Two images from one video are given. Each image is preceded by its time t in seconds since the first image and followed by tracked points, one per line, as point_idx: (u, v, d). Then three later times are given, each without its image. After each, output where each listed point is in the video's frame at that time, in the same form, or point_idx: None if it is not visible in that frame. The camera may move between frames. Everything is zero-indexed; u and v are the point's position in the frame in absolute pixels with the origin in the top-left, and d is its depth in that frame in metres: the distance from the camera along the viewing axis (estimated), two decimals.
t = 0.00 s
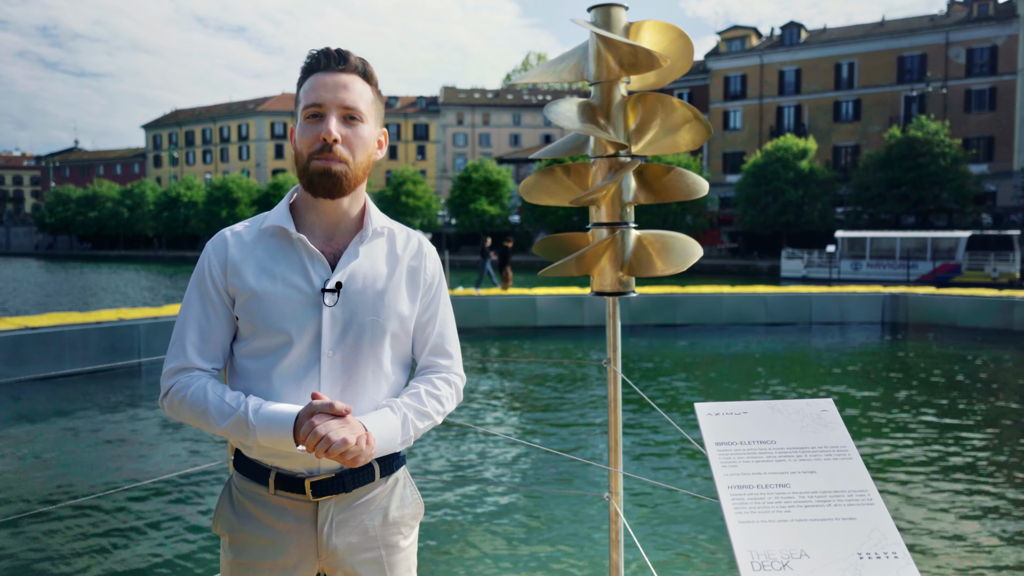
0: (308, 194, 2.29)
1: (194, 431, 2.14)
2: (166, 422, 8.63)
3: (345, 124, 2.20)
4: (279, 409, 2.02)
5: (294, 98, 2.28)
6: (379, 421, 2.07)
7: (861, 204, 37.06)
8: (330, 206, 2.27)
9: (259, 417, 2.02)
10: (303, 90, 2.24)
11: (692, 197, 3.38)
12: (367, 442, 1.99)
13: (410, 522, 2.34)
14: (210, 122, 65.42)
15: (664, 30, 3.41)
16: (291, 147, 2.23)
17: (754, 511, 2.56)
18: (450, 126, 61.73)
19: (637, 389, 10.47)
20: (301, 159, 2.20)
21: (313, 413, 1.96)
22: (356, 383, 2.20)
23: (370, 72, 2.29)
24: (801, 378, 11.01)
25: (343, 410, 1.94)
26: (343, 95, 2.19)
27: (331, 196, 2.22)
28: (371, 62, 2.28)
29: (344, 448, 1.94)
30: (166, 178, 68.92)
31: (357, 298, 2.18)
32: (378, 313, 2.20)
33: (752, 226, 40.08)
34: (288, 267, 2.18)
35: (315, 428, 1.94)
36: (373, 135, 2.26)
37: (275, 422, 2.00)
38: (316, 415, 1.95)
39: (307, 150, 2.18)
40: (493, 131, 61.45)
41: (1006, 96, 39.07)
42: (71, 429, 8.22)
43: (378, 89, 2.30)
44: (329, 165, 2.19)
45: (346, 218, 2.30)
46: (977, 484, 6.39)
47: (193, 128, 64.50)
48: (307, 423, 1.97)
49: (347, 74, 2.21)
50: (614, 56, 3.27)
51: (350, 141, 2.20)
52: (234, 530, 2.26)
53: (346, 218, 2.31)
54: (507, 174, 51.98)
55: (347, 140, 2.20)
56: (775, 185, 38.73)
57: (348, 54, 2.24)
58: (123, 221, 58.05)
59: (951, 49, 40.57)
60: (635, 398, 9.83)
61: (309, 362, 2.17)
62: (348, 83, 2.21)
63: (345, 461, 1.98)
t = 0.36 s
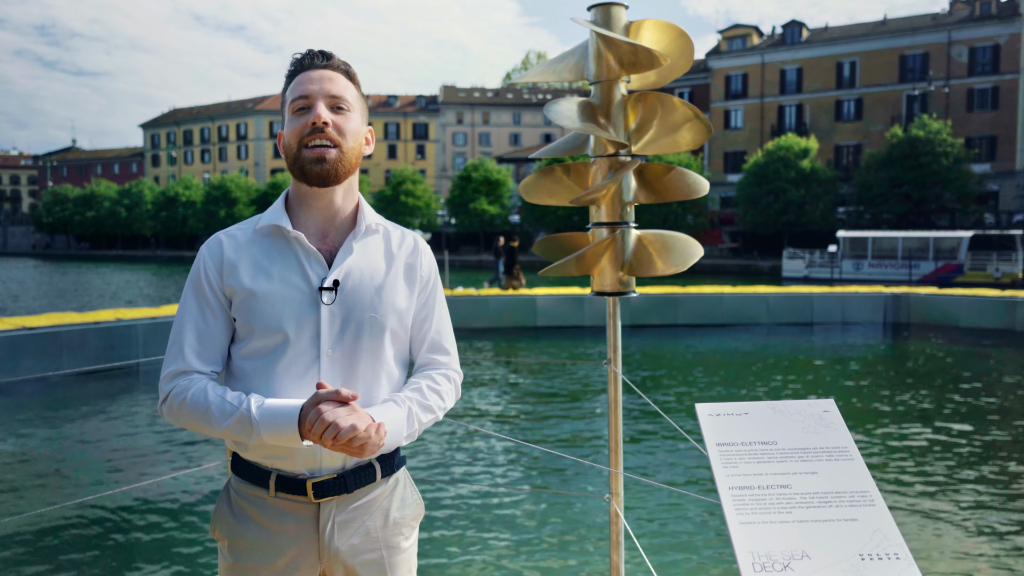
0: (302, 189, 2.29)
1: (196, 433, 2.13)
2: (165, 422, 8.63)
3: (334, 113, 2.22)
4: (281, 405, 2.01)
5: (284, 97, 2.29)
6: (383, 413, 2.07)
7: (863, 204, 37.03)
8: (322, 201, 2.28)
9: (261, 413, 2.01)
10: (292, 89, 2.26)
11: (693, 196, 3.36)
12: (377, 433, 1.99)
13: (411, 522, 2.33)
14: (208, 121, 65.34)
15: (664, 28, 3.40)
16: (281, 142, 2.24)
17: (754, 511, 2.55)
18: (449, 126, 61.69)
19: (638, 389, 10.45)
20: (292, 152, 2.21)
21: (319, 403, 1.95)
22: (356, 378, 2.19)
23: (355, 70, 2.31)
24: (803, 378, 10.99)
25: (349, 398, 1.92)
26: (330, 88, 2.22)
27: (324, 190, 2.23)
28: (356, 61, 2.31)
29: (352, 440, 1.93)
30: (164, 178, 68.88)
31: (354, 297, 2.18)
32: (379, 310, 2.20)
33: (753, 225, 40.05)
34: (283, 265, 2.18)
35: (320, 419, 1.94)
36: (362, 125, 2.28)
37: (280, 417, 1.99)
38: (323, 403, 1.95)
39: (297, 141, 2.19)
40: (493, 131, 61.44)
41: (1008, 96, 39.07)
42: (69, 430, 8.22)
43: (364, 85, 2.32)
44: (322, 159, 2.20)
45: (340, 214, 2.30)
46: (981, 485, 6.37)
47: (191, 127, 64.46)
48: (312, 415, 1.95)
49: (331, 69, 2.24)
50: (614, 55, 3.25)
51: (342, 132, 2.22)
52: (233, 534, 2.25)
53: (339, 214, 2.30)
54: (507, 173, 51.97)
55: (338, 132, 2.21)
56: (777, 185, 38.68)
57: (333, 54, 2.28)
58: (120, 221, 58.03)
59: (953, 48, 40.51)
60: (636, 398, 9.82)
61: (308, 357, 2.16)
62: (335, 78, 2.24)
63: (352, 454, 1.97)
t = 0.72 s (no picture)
0: (303, 192, 2.33)
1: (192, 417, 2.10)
2: (165, 422, 8.63)
3: (344, 121, 2.26)
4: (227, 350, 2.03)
5: (292, 95, 2.31)
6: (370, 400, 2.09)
7: (865, 203, 37.00)
8: (324, 203, 2.31)
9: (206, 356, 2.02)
10: (301, 88, 2.28)
11: (694, 196, 3.35)
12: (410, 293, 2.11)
13: (406, 521, 2.32)
14: (206, 120, 65.18)
15: (666, 26, 3.39)
16: (288, 143, 2.27)
17: (757, 513, 2.53)
18: (449, 125, 61.58)
19: (640, 390, 10.44)
20: (300, 156, 2.24)
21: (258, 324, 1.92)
22: (353, 371, 2.21)
23: (366, 76, 2.35)
24: (804, 378, 10.99)
25: (306, 316, 1.91)
26: (343, 94, 2.25)
27: (328, 192, 2.26)
28: (369, 68, 2.35)
29: (406, 319, 2.07)
30: (162, 177, 68.74)
31: (350, 297, 2.22)
32: (373, 309, 2.24)
33: (755, 225, 40.01)
34: (280, 264, 2.20)
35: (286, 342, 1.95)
36: (368, 134, 2.31)
37: (236, 361, 1.95)
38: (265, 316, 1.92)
39: (308, 146, 2.22)
40: (493, 130, 61.38)
41: (1011, 95, 39.01)
42: (69, 430, 8.22)
43: (375, 92, 2.36)
44: (328, 166, 2.22)
45: (339, 216, 2.33)
46: (984, 486, 6.36)
47: (190, 126, 64.33)
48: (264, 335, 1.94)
49: (347, 75, 2.27)
50: (615, 54, 3.22)
51: (347, 142, 2.24)
52: (228, 534, 2.23)
53: (339, 217, 2.34)
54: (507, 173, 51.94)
55: (344, 137, 2.24)
56: (778, 184, 38.64)
57: (348, 58, 2.31)
58: (118, 220, 57.90)
59: (956, 46, 40.44)
60: (638, 399, 9.81)
61: (301, 352, 2.18)
62: (347, 83, 2.27)
63: (392, 353, 2.10)
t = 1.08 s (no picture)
0: (305, 192, 2.32)
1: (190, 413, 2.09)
2: (164, 423, 8.61)
3: (350, 125, 2.24)
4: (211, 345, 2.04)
5: (299, 94, 2.30)
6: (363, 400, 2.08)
7: (868, 203, 36.98)
8: (325, 203, 2.29)
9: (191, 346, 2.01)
10: (308, 89, 2.26)
11: (695, 196, 3.33)
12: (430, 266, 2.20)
13: (405, 521, 2.32)
14: (204, 119, 65.16)
15: (667, 26, 3.38)
16: (291, 144, 2.25)
17: (759, 515, 2.52)
18: (449, 124, 61.55)
19: (642, 391, 10.43)
20: (302, 159, 2.23)
21: (234, 301, 1.94)
22: (352, 369, 2.19)
23: (377, 77, 2.33)
24: (805, 378, 10.98)
25: (290, 296, 1.97)
26: (349, 96, 2.23)
27: (328, 195, 2.24)
28: (380, 68, 2.33)
29: (426, 307, 2.14)
30: (160, 176, 68.70)
31: (350, 298, 2.21)
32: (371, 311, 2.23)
33: (756, 224, 39.97)
34: (281, 264, 2.21)
35: (272, 319, 1.99)
36: (374, 138, 2.29)
37: (222, 340, 1.96)
38: (245, 290, 1.97)
39: (311, 151, 2.20)
40: (493, 129, 61.40)
41: (1013, 93, 38.98)
42: (66, 430, 8.20)
43: (383, 93, 2.35)
44: (330, 171, 2.21)
45: (341, 218, 2.32)
46: (986, 488, 6.34)
47: (188, 125, 64.27)
48: (246, 310, 1.98)
49: (356, 76, 2.25)
50: (616, 53, 3.21)
51: (350, 147, 2.23)
52: (227, 533, 2.21)
53: (341, 218, 2.33)
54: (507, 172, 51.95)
55: (348, 142, 2.23)
56: (780, 183, 38.60)
57: (357, 59, 2.29)
58: (116, 220, 57.93)
59: (958, 45, 40.40)
60: (639, 400, 9.80)
61: (301, 352, 2.17)
62: (355, 87, 2.25)
63: (401, 337, 2.15)
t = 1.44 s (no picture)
0: (306, 189, 2.30)
1: (187, 423, 2.07)
2: (164, 422, 8.61)
3: (351, 118, 2.23)
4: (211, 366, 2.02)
5: (301, 91, 2.28)
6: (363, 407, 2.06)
7: (869, 202, 36.94)
8: (327, 198, 2.28)
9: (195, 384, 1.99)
10: (310, 86, 2.26)
11: (696, 195, 3.32)
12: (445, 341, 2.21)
13: (404, 523, 2.30)
14: (203, 118, 65.10)
15: (668, 24, 3.37)
16: (291, 143, 2.25)
17: (760, 515, 2.50)
18: (449, 123, 61.60)
19: (643, 391, 10.42)
20: (303, 157, 2.22)
21: (238, 346, 1.89)
22: (352, 371, 2.18)
23: (376, 75, 2.32)
24: (807, 379, 10.96)
25: (290, 351, 1.90)
26: (349, 92, 2.22)
27: (331, 191, 2.24)
28: (379, 65, 2.32)
29: (432, 358, 2.14)
30: (158, 175, 68.68)
31: (350, 298, 2.19)
32: (371, 311, 2.21)
33: (758, 224, 39.92)
34: (281, 264, 2.18)
35: (269, 370, 1.93)
36: (375, 133, 2.28)
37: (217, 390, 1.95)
38: (238, 367, 1.90)
39: (312, 146, 2.20)
40: (493, 129, 61.41)
41: (1016, 93, 38.97)
42: (65, 431, 8.20)
43: (382, 90, 2.33)
44: (333, 160, 2.19)
45: (342, 216, 2.31)
46: (989, 488, 6.32)
47: (186, 124, 64.21)
48: (244, 363, 1.93)
49: (354, 72, 2.25)
50: (616, 51, 3.20)
51: (356, 138, 2.22)
52: (225, 534, 2.19)
53: (342, 216, 2.32)
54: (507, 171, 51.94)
55: (351, 139, 2.22)
56: (781, 183, 38.54)
57: (355, 56, 2.28)
58: (113, 220, 57.87)
59: (960, 44, 40.36)
60: (640, 400, 9.79)
61: (302, 355, 2.15)
62: (355, 80, 2.24)
63: (408, 392, 2.18)
